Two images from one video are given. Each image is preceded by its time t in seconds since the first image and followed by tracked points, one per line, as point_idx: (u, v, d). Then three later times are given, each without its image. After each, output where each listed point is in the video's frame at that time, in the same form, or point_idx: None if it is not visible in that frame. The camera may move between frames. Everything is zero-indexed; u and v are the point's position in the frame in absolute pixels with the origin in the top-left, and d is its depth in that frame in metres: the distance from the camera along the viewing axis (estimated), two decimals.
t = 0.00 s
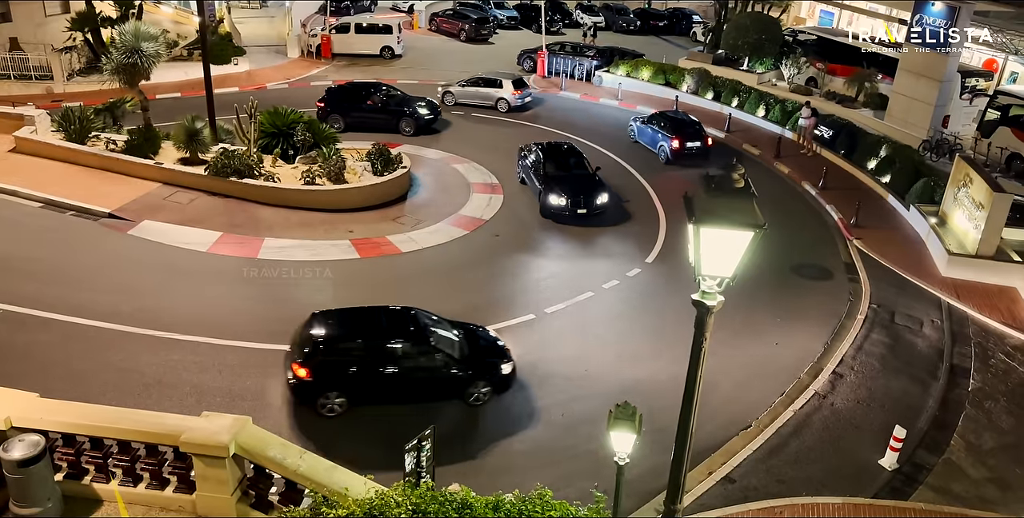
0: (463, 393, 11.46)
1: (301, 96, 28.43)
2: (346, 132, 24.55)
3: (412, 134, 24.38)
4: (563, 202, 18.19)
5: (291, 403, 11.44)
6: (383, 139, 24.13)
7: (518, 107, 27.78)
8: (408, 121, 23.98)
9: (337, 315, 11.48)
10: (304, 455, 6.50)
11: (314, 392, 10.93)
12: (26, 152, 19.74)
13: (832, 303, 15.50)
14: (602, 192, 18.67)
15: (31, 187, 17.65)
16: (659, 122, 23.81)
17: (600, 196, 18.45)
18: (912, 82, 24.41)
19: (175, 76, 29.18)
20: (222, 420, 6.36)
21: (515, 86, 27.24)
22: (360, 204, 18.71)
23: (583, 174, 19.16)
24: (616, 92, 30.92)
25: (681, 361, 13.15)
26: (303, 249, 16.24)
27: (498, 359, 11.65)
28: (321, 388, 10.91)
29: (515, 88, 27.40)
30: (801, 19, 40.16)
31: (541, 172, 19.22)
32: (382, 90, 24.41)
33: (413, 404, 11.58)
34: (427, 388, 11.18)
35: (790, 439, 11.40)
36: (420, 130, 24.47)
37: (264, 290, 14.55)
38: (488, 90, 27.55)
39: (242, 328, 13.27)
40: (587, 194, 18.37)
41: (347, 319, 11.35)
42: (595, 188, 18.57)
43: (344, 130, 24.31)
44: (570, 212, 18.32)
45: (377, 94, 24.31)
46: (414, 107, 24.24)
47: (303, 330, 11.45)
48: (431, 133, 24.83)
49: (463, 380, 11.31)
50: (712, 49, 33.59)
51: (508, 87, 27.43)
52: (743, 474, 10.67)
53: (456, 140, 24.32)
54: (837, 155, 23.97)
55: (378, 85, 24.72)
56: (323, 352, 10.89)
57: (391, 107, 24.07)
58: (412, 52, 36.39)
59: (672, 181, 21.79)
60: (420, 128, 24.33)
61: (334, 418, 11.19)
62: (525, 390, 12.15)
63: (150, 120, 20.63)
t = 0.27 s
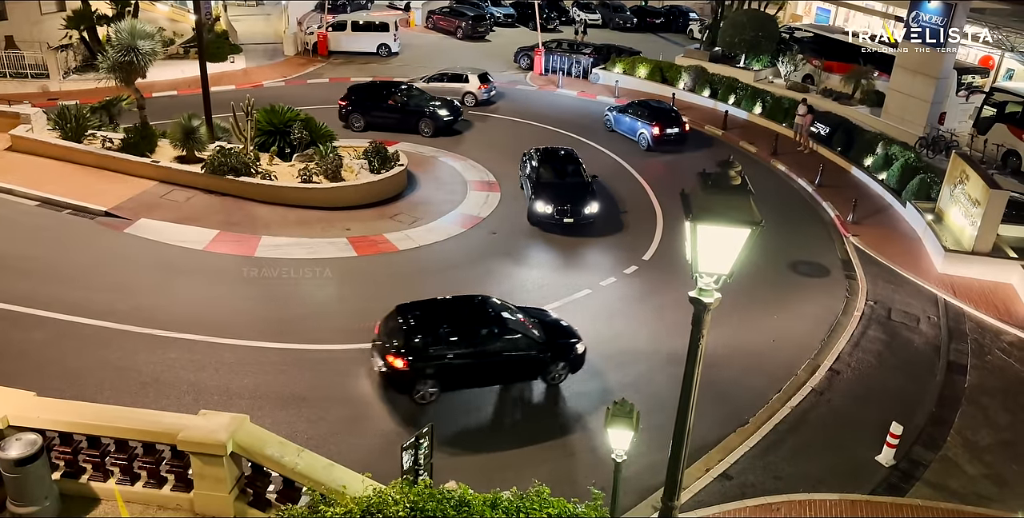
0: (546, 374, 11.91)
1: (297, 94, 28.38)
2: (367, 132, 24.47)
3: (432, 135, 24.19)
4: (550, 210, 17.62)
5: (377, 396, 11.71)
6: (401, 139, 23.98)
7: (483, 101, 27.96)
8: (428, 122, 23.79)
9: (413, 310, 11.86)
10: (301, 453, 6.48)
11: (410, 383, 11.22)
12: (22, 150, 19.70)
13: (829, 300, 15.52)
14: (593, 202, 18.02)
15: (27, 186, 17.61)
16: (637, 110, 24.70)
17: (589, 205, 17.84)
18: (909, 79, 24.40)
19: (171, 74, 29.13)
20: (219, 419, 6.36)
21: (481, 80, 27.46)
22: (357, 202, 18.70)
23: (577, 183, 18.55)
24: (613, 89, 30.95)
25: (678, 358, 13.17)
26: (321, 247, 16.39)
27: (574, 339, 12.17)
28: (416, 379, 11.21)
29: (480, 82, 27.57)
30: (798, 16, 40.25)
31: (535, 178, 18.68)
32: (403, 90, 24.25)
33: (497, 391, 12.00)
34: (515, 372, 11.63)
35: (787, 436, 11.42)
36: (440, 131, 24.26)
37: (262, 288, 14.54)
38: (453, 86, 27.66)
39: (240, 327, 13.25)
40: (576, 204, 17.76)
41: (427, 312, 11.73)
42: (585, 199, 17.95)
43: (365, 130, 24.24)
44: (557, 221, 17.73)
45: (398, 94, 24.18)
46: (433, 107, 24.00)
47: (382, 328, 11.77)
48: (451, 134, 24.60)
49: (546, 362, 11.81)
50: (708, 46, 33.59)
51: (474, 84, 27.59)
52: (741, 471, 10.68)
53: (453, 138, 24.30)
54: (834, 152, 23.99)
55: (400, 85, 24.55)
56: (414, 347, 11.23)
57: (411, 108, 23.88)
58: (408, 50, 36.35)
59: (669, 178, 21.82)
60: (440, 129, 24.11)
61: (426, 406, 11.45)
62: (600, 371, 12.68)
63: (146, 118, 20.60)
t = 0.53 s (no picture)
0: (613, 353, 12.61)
1: (294, 93, 28.37)
2: (386, 133, 24.45)
3: (449, 138, 23.92)
4: (532, 221, 17.01)
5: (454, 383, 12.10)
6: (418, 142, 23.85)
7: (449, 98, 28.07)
8: (445, 125, 23.56)
9: (479, 301, 12.53)
10: (300, 453, 6.46)
11: (495, 367, 11.72)
12: (19, 151, 19.67)
13: (827, 298, 15.55)
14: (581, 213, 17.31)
15: (24, 186, 17.59)
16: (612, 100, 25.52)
17: (575, 216, 17.13)
18: (906, 78, 24.43)
19: (168, 74, 29.07)
20: (217, 419, 6.35)
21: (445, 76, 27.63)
22: (355, 201, 18.70)
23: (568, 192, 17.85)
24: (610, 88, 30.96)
25: (676, 357, 13.19)
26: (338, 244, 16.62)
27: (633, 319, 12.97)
28: (499, 364, 11.73)
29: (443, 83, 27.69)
30: (795, 15, 40.31)
31: (526, 185, 18.04)
32: (424, 93, 24.11)
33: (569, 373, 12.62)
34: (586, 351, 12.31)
35: (785, 434, 11.44)
36: (457, 135, 23.98)
37: (259, 288, 14.53)
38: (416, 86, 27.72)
39: (237, 326, 13.25)
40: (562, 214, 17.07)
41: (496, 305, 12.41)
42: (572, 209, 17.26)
43: (384, 131, 24.25)
44: (539, 232, 17.09)
45: (419, 97, 24.07)
46: (452, 111, 23.74)
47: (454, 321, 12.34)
48: (470, 138, 24.29)
49: (613, 339, 12.55)
50: (706, 45, 33.60)
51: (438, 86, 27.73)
52: (739, 469, 10.70)
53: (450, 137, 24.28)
54: (831, 151, 24.01)
55: (422, 87, 24.41)
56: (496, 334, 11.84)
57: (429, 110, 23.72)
58: (405, 49, 36.32)
59: (666, 177, 21.83)
60: (457, 132, 23.84)
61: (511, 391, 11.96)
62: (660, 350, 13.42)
63: (143, 118, 20.56)
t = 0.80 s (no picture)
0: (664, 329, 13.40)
1: (292, 94, 28.35)
2: (407, 136, 24.35)
3: (466, 143, 23.57)
4: (508, 230, 16.30)
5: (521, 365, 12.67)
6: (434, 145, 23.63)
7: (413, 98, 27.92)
8: (461, 130, 23.24)
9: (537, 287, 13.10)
10: (298, 454, 6.44)
11: (567, 350, 12.35)
12: (16, 152, 19.63)
13: (825, 298, 15.56)
14: (562, 225, 16.46)
15: (22, 187, 17.56)
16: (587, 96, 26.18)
17: (556, 228, 16.32)
18: (903, 77, 24.43)
19: (165, 75, 29.04)
20: (215, 420, 6.33)
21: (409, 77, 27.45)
22: (353, 202, 18.70)
23: (554, 203, 17.03)
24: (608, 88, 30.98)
25: (674, 357, 13.19)
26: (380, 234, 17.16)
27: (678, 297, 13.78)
28: (570, 346, 12.37)
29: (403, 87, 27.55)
30: (792, 15, 40.37)
31: (513, 193, 17.35)
32: (444, 98, 23.85)
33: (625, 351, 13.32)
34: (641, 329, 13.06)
35: (784, 434, 11.44)
36: (475, 140, 23.62)
37: (257, 289, 14.51)
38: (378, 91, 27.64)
39: (235, 328, 13.23)
40: (542, 224, 16.26)
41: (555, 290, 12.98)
42: (553, 221, 16.43)
43: (404, 134, 24.17)
44: (515, 243, 16.36)
45: (439, 101, 23.87)
46: (470, 115, 23.42)
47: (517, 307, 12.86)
48: (489, 143, 23.87)
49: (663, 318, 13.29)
50: (703, 45, 33.62)
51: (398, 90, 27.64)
52: (737, 469, 10.70)
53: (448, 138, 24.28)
54: (829, 151, 24.03)
55: (444, 91, 24.16)
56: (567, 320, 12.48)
57: (447, 115, 23.45)
58: (403, 50, 36.31)
59: (664, 177, 21.84)
60: (474, 138, 23.48)
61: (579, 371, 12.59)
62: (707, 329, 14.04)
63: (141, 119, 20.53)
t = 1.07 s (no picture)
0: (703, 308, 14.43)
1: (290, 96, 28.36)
2: (426, 142, 24.06)
3: (481, 151, 23.10)
4: (481, 241, 15.80)
5: (573, 346, 13.42)
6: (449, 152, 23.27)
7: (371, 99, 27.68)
8: (476, 137, 22.77)
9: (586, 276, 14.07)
10: (296, 456, 6.44)
11: (625, 331, 13.24)
12: (14, 154, 19.60)
13: (823, 299, 15.58)
14: (539, 239, 15.80)
15: (20, 190, 17.55)
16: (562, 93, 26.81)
17: (530, 241, 15.68)
18: (901, 80, 24.47)
19: (163, 77, 29.05)
20: (213, 422, 6.32)
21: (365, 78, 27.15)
22: (351, 204, 18.69)
23: (536, 216, 16.41)
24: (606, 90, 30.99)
25: (673, 358, 13.19)
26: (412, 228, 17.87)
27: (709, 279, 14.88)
28: (628, 328, 13.26)
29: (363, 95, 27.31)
30: (789, 17, 40.40)
31: (497, 203, 16.84)
32: (463, 104, 23.38)
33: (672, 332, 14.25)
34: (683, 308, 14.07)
35: (782, 436, 11.45)
36: (490, 148, 23.12)
37: (255, 291, 14.50)
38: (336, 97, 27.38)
39: (233, 330, 13.22)
40: (517, 237, 15.65)
41: (604, 278, 13.93)
42: (529, 234, 15.81)
43: (423, 139, 23.90)
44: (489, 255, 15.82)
45: (458, 108, 23.36)
46: (486, 123, 22.86)
47: (569, 295, 13.77)
48: (506, 152, 23.30)
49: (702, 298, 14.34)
50: (701, 47, 33.66)
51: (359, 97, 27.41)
52: (736, 470, 10.70)
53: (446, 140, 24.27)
54: (827, 152, 24.05)
55: (464, 98, 23.69)
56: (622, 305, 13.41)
57: (463, 122, 23.00)
58: (401, 51, 36.33)
59: (662, 179, 21.84)
60: (490, 146, 22.97)
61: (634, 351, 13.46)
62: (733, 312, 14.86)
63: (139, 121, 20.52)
